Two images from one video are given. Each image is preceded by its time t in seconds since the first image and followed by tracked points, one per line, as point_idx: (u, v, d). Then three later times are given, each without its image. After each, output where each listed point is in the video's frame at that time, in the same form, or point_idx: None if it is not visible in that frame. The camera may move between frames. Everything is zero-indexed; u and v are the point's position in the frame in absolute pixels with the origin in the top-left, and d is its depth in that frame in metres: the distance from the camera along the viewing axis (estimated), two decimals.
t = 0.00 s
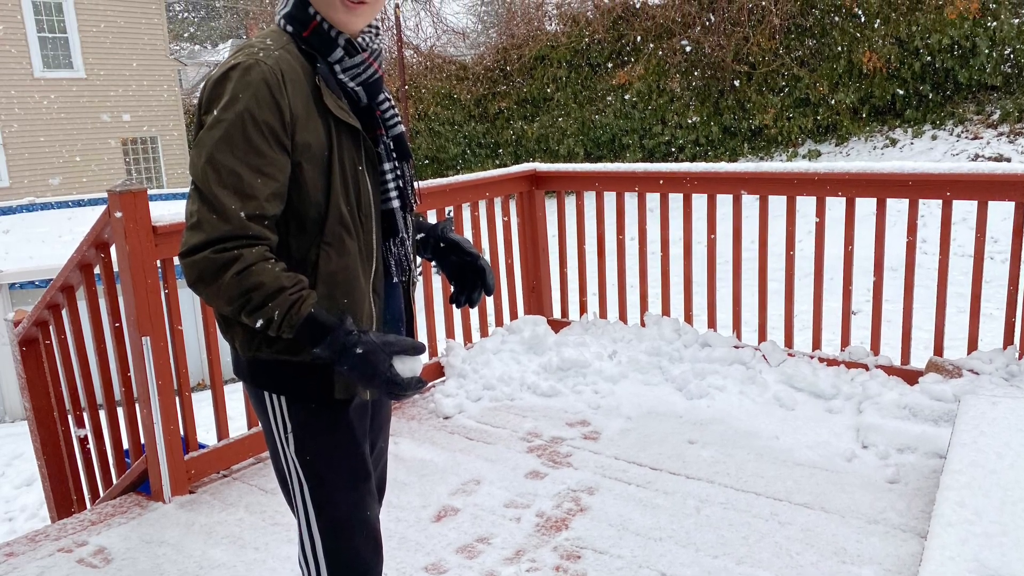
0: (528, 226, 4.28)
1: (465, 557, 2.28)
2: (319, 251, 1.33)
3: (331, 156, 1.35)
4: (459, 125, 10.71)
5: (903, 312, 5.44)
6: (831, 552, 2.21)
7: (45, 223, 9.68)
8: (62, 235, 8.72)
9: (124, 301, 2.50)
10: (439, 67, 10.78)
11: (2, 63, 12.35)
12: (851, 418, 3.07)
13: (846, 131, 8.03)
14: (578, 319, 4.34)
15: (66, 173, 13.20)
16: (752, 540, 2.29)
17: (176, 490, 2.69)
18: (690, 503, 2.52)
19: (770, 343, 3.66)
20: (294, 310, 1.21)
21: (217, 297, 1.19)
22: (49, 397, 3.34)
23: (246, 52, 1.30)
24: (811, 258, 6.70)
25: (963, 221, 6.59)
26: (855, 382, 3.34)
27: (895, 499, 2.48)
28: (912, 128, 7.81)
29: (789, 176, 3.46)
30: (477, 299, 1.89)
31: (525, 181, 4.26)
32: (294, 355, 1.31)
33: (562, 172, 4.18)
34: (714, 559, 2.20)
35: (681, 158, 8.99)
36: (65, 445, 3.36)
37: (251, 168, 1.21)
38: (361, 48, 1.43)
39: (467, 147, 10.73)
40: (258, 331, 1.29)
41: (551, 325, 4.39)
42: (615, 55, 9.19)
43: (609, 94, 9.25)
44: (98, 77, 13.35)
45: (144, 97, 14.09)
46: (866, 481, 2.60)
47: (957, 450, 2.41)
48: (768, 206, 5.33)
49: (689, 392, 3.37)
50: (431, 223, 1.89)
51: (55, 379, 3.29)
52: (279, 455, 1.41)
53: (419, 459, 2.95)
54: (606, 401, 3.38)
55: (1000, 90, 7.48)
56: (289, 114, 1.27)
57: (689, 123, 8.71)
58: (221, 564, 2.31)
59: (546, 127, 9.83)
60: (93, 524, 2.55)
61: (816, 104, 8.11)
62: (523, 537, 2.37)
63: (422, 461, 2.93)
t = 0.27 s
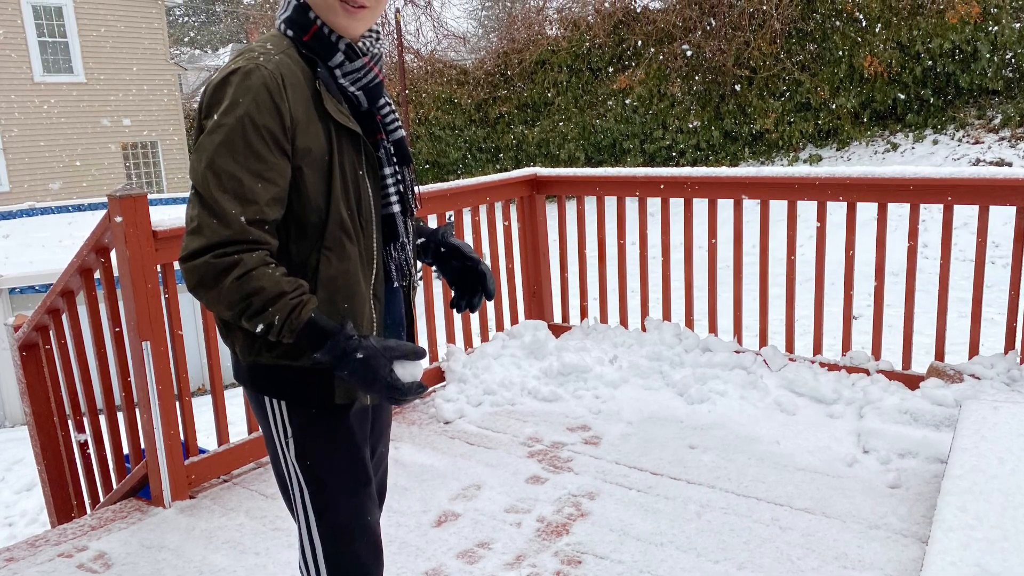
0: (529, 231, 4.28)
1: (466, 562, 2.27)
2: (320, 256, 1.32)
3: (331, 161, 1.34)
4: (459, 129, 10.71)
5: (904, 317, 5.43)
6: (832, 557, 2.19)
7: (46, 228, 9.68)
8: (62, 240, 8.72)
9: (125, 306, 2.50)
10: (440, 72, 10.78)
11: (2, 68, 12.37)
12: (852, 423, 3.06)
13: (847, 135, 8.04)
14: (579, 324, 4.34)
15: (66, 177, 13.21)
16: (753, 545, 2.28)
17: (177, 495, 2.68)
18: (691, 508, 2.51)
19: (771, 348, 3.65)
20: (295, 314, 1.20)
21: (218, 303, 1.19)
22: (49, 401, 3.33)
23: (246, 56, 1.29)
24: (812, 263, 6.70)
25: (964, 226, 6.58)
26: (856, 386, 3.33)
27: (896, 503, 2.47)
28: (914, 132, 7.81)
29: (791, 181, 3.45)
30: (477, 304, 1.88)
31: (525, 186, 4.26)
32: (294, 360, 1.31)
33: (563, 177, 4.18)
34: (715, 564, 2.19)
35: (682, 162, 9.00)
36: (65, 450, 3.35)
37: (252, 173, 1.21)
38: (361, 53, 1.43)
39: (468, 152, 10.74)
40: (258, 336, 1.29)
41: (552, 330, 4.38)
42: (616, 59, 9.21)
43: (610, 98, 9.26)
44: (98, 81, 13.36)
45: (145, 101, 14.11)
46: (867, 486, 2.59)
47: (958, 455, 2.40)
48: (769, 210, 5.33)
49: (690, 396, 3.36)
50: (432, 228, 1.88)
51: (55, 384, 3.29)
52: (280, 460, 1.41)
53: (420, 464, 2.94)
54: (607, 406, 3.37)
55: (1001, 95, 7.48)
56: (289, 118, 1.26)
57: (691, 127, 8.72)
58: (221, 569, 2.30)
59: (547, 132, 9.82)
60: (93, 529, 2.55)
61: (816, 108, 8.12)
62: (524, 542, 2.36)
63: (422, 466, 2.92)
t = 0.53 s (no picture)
0: (530, 236, 4.27)
1: (466, 567, 2.26)
2: (320, 261, 1.32)
3: (332, 166, 1.34)
4: (460, 134, 10.72)
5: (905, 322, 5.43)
6: (833, 562, 2.18)
7: (46, 232, 9.68)
8: (62, 244, 8.72)
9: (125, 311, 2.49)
10: (440, 76, 10.80)
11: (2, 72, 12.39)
12: (853, 428, 3.05)
13: (848, 140, 8.05)
14: (580, 328, 4.34)
15: (66, 182, 13.22)
16: (754, 550, 2.27)
17: (177, 500, 2.67)
18: (691, 513, 2.50)
19: (771, 353, 3.64)
20: (296, 319, 1.20)
21: (218, 307, 1.18)
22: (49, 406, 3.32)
23: (247, 61, 1.29)
24: (813, 268, 6.70)
25: (965, 230, 6.58)
26: (857, 391, 3.32)
27: (897, 509, 2.46)
28: (915, 136, 7.81)
29: (792, 186, 3.45)
30: (478, 308, 1.88)
31: (526, 191, 4.25)
32: (295, 365, 1.30)
33: (564, 181, 4.17)
34: (716, 569, 2.18)
35: (682, 167, 9.00)
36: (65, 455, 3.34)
37: (252, 178, 1.20)
38: (362, 57, 1.43)
39: (468, 156, 10.74)
40: (258, 341, 1.28)
41: (554, 335, 4.38)
42: (617, 64, 9.21)
43: (611, 103, 9.27)
44: (98, 85, 13.38)
45: (145, 106, 14.13)
46: (868, 491, 2.58)
47: (959, 459, 2.39)
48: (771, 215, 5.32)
49: (691, 401, 3.35)
50: (432, 232, 1.88)
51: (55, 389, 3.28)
52: (281, 466, 1.40)
53: (420, 469, 2.93)
54: (607, 411, 3.36)
55: (1002, 99, 7.47)
56: (290, 123, 1.26)
57: (692, 131, 8.73)
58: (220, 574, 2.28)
59: (547, 136, 9.82)
60: (93, 534, 2.54)
61: (817, 113, 8.11)
62: (524, 547, 2.35)
63: (422, 471, 2.91)
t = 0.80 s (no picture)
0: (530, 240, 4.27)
1: (467, 573, 2.25)
2: (320, 266, 1.31)
3: (332, 170, 1.33)
4: (461, 139, 10.73)
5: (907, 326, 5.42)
6: (834, 567, 2.17)
7: (46, 237, 9.69)
8: (63, 249, 8.73)
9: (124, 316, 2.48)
10: (441, 81, 10.82)
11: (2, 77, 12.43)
12: (855, 433, 3.04)
13: (850, 144, 8.04)
14: (581, 333, 4.33)
15: (66, 186, 13.23)
16: (755, 555, 2.26)
17: (177, 505, 2.66)
18: (692, 518, 2.49)
19: (772, 357, 3.64)
20: (296, 324, 1.19)
21: (218, 312, 1.18)
22: (49, 411, 3.31)
23: (247, 65, 1.28)
24: (813, 272, 6.70)
25: (966, 235, 6.58)
26: (858, 396, 3.31)
27: (898, 514, 2.44)
28: (916, 141, 7.80)
29: (793, 191, 3.45)
30: (479, 313, 1.87)
31: (526, 195, 4.25)
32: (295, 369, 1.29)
33: (564, 186, 4.17)
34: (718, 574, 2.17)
35: (683, 171, 9.01)
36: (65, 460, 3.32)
37: (252, 182, 1.20)
38: (362, 61, 1.42)
39: (469, 161, 10.76)
40: (258, 346, 1.27)
41: (555, 339, 4.38)
42: (618, 68, 9.22)
43: (611, 107, 9.28)
44: (98, 90, 13.41)
45: (145, 110, 14.16)
46: (870, 496, 2.57)
47: (961, 464, 2.38)
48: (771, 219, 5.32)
49: (691, 406, 3.34)
50: (433, 237, 1.87)
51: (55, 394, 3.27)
52: (281, 470, 1.39)
53: (421, 474, 2.92)
54: (608, 416, 3.35)
55: (1004, 104, 7.46)
56: (290, 127, 1.26)
57: (692, 136, 8.74)
58: None
59: (548, 141, 9.84)
60: (93, 539, 2.52)
61: (818, 117, 8.12)
62: (525, 552, 2.34)
63: (423, 476, 2.90)
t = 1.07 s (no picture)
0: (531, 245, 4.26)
1: None
2: (321, 271, 1.31)
3: (332, 174, 1.33)
4: (461, 143, 10.74)
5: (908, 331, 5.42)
6: (835, 573, 2.16)
7: (47, 242, 9.68)
8: (63, 254, 8.73)
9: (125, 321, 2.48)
10: (442, 85, 10.83)
11: (2, 81, 12.44)
12: (856, 438, 3.03)
13: (851, 149, 8.05)
14: (581, 338, 4.32)
15: (66, 191, 13.23)
16: (757, 560, 2.25)
17: (177, 510, 2.65)
18: (694, 523, 2.48)
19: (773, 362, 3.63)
20: (296, 328, 1.18)
21: (219, 317, 1.17)
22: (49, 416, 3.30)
23: (247, 70, 1.28)
24: (813, 277, 6.69)
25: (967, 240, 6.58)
26: (858, 401, 3.30)
27: (899, 519, 2.44)
28: (917, 146, 7.80)
29: (794, 195, 3.44)
30: (479, 318, 1.86)
31: (527, 200, 4.24)
32: (296, 374, 1.28)
33: (566, 190, 4.17)
34: None
35: (684, 176, 9.03)
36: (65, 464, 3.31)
37: (252, 187, 1.19)
38: (362, 66, 1.42)
39: (469, 165, 10.77)
40: (259, 350, 1.27)
41: (555, 344, 4.37)
42: (618, 73, 9.24)
43: (612, 112, 9.30)
44: (98, 94, 13.42)
45: (145, 115, 14.17)
46: (871, 501, 2.56)
47: (962, 469, 2.37)
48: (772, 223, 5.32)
49: (692, 411, 3.33)
50: (433, 242, 1.87)
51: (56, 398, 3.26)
52: (281, 475, 1.38)
53: (421, 479, 2.91)
54: (609, 421, 3.34)
55: (1005, 108, 7.47)
56: (291, 132, 1.25)
57: (693, 141, 8.76)
58: None
59: (549, 145, 9.85)
60: (93, 544, 2.52)
61: (819, 122, 8.12)
62: (525, 557, 2.33)
63: (423, 481, 2.89)
